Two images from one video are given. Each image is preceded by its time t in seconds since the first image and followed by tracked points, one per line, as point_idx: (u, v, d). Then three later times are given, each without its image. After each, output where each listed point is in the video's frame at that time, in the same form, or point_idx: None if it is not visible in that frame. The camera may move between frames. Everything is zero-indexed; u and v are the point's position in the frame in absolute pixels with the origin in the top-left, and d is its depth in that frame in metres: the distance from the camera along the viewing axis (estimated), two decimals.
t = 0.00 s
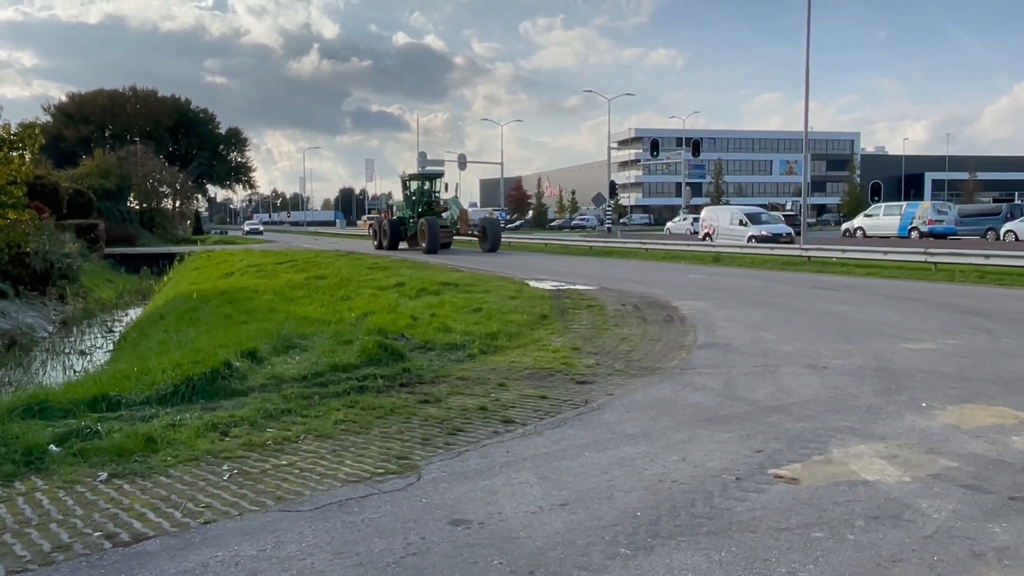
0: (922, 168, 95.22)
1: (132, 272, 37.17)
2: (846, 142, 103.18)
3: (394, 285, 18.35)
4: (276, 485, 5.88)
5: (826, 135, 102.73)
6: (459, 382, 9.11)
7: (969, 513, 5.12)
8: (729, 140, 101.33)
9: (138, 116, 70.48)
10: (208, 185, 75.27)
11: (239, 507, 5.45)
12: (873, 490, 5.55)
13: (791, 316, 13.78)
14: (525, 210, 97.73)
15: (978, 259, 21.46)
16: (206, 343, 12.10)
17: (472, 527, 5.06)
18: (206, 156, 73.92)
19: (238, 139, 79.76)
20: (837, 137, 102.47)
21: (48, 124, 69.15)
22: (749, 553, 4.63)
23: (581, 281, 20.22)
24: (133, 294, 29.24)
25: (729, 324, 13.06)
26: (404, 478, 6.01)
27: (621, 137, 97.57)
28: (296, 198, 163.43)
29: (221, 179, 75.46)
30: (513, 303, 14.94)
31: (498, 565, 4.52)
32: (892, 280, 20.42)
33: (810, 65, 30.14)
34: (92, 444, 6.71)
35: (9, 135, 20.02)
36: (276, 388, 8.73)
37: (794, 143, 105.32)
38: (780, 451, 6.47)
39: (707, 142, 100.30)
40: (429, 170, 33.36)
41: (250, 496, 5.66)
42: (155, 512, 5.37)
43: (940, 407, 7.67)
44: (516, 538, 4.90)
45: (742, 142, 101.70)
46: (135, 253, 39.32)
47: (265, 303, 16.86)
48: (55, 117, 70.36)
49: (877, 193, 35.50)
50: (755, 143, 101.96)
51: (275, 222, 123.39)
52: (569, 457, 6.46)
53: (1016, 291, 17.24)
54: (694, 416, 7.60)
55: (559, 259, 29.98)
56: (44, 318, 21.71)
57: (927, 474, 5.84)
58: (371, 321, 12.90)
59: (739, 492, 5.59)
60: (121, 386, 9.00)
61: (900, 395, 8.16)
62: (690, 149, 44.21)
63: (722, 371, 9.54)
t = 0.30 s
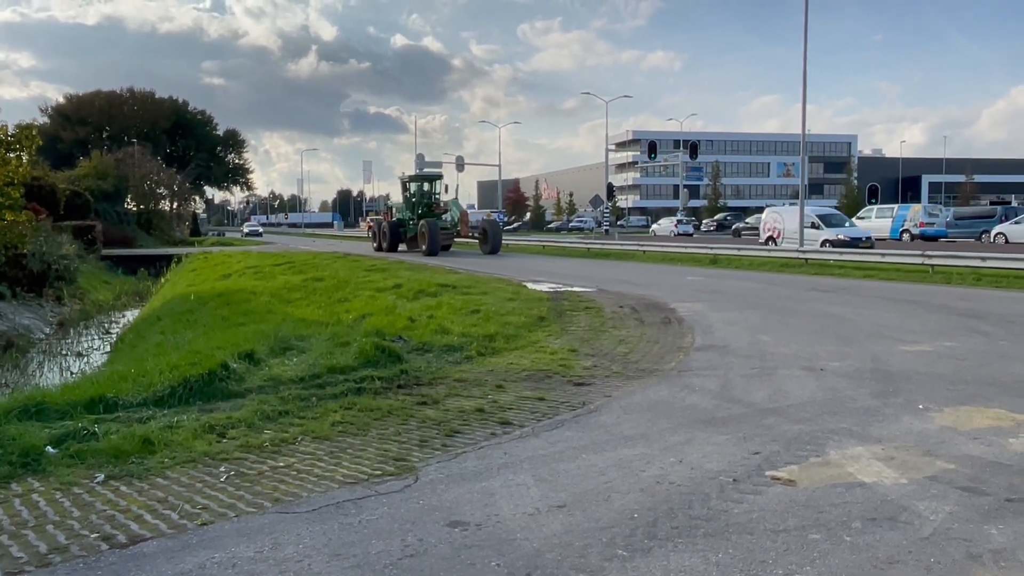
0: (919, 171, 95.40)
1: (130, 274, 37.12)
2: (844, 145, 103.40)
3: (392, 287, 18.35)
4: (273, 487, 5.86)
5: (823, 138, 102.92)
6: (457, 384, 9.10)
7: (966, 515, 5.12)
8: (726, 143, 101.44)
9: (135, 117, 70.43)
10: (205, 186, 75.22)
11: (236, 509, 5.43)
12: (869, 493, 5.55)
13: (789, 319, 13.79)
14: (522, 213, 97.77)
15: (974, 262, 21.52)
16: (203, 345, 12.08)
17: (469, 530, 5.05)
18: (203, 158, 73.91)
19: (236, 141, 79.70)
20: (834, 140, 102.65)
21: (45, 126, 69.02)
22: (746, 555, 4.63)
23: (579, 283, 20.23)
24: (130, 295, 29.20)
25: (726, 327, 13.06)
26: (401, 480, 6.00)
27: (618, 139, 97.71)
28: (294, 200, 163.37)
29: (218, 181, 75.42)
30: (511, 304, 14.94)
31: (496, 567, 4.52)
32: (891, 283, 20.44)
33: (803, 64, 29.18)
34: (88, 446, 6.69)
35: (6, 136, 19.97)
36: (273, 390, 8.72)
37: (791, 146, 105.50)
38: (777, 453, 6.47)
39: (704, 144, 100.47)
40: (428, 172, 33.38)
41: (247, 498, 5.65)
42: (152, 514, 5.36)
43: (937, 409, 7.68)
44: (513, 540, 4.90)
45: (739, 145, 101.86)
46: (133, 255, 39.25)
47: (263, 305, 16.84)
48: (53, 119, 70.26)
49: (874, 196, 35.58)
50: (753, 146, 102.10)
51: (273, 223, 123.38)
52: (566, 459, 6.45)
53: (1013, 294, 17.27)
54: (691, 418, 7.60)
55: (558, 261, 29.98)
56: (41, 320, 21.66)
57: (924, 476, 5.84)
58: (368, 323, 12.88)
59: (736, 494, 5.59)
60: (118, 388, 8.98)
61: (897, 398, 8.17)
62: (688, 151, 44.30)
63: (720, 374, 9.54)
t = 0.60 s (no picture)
0: (914, 173, 95.54)
1: (125, 276, 37.02)
2: (839, 147, 103.60)
3: (388, 288, 18.32)
4: (268, 489, 5.86)
5: (819, 140, 103.08)
6: (452, 386, 9.09)
7: (961, 516, 5.13)
8: (723, 145, 101.58)
9: (131, 118, 70.30)
10: (201, 188, 75.07)
11: (231, 511, 5.43)
12: (865, 494, 5.56)
13: (785, 320, 13.81)
14: (519, 214, 97.79)
15: (969, 264, 21.57)
16: (199, 346, 12.05)
17: (464, 531, 5.05)
18: (199, 159, 73.82)
19: (231, 142, 79.57)
20: (830, 142, 102.83)
21: (40, 127, 68.81)
22: (741, 557, 4.63)
23: (575, 285, 20.25)
24: (125, 297, 29.12)
25: (722, 328, 13.07)
26: (397, 482, 6.00)
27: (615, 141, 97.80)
28: (290, 202, 163.01)
29: (214, 183, 75.33)
30: (507, 306, 14.93)
31: (490, 569, 4.52)
32: (886, 285, 20.47)
33: (801, 67, 30.28)
34: (84, 448, 6.68)
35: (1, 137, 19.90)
36: (268, 391, 8.71)
37: (787, 148, 105.66)
38: (773, 454, 6.48)
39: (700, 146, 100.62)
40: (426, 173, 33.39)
41: (242, 500, 5.64)
42: (147, 517, 5.35)
43: (932, 411, 7.69)
44: (509, 542, 4.89)
45: (735, 147, 102.01)
46: (128, 257, 39.15)
47: (258, 306, 16.82)
48: (48, 120, 70.08)
49: (870, 198, 35.62)
50: (749, 148, 102.26)
51: (268, 224, 123.25)
52: (561, 461, 6.46)
53: (1008, 296, 17.31)
54: (687, 420, 7.61)
55: (555, 262, 29.96)
56: (35, 321, 21.59)
57: (919, 478, 5.85)
58: (364, 324, 12.86)
59: (732, 496, 5.60)
60: (113, 390, 8.96)
61: (893, 399, 8.18)
62: (684, 152, 44.29)
63: (716, 375, 9.55)
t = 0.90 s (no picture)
0: (909, 175, 95.86)
1: (120, 276, 36.94)
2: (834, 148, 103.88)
3: (383, 289, 18.34)
4: (263, 490, 5.85)
5: (813, 142, 103.37)
6: (448, 387, 9.10)
7: (954, 517, 5.15)
8: (717, 146, 101.78)
9: (125, 119, 70.20)
10: (196, 188, 74.94)
11: (225, 513, 5.42)
12: (859, 495, 5.57)
13: (779, 321, 13.85)
14: (513, 216, 97.90)
15: (963, 265, 21.65)
16: (193, 347, 12.02)
17: (459, 533, 5.05)
18: (194, 160, 73.80)
19: (226, 142, 79.49)
20: (824, 143, 103.05)
21: (34, 127, 68.59)
22: (735, 558, 4.63)
23: (570, 286, 20.28)
24: (120, 297, 29.06)
25: (717, 329, 13.11)
26: (392, 483, 6.00)
27: (610, 143, 97.98)
28: (285, 202, 162.78)
29: (209, 183, 75.27)
30: (502, 307, 14.96)
31: (484, 570, 4.52)
32: (881, 286, 20.52)
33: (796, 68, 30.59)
34: (77, 449, 6.66)
35: None
36: (263, 392, 8.71)
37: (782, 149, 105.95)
38: (767, 455, 6.49)
39: (695, 147, 100.83)
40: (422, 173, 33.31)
41: (237, 502, 5.63)
42: (141, 518, 5.34)
43: (925, 412, 7.73)
44: (504, 543, 4.89)
45: (730, 149, 102.27)
46: (123, 257, 39.08)
47: (252, 307, 16.80)
48: (42, 120, 69.86)
49: (865, 200, 35.73)
50: (744, 149, 102.49)
51: (263, 225, 123.32)
52: (556, 462, 6.47)
53: (1001, 297, 17.40)
54: (682, 421, 7.62)
55: (551, 263, 29.97)
56: (29, 322, 21.54)
57: (912, 479, 5.87)
58: (359, 325, 12.88)
59: (726, 497, 5.60)
60: (107, 391, 8.95)
61: (887, 400, 8.21)
62: (679, 153, 44.38)
63: (710, 376, 9.57)
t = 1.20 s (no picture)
0: (901, 175, 96.11)
1: (113, 277, 36.83)
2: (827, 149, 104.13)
3: (376, 290, 18.31)
4: (256, 492, 5.83)
5: (807, 143, 103.61)
6: (441, 387, 9.09)
7: (947, 517, 5.16)
8: (711, 146, 102.01)
9: (118, 119, 69.93)
10: (189, 188, 74.72)
11: (218, 514, 5.40)
12: (852, 495, 5.58)
13: (772, 321, 13.87)
14: (507, 216, 97.90)
15: (955, 265, 21.73)
16: (186, 348, 11.99)
17: (452, 534, 5.05)
18: (186, 160, 73.62)
19: (220, 143, 79.27)
20: (818, 144, 103.32)
21: (26, 127, 68.21)
22: (729, 558, 4.64)
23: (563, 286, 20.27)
24: (112, 298, 29.00)
25: (710, 330, 13.12)
26: (385, 484, 5.98)
27: (604, 143, 98.07)
28: (278, 203, 162.64)
29: (202, 183, 75.06)
30: (495, 307, 14.94)
31: (478, 571, 4.52)
32: (874, 286, 20.59)
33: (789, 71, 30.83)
34: (69, 451, 6.63)
35: None
36: (256, 393, 8.68)
37: (775, 150, 106.21)
38: (760, 455, 6.50)
39: (688, 148, 101.06)
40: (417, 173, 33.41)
41: (230, 503, 5.61)
42: (133, 519, 5.31)
43: (917, 411, 7.75)
44: (497, 544, 4.89)
45: (724, 149, 102.48)
46: (115, 257, 38.93)
47: (246, 308, 16.77)
48: (34, 120, 69.46)
49: (857, 200, 35.85)
50: (737, 150, 102.68)
51: (256, 225, 123.13)
52: (549, 462, 6.46)
53: (993, 298, 17.46)
54: (675, 421, 7.63)
55: (547, 264, 29.95)
56: (21, 322, 21.45)
57: (905, 478, 5.88)
58: (352, 326, 12.85)
59: (719, 497, 5.61)
60: (100, 391, 8.92)
61: (879, 400, 8.24)
62: (673, 154, 44.43)
63: (703, 376, 9.58)
